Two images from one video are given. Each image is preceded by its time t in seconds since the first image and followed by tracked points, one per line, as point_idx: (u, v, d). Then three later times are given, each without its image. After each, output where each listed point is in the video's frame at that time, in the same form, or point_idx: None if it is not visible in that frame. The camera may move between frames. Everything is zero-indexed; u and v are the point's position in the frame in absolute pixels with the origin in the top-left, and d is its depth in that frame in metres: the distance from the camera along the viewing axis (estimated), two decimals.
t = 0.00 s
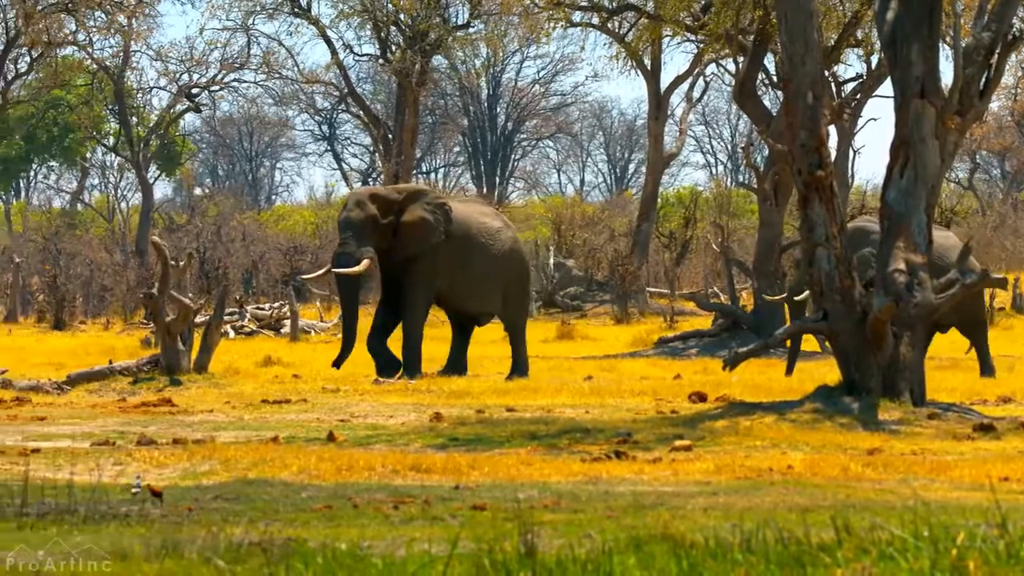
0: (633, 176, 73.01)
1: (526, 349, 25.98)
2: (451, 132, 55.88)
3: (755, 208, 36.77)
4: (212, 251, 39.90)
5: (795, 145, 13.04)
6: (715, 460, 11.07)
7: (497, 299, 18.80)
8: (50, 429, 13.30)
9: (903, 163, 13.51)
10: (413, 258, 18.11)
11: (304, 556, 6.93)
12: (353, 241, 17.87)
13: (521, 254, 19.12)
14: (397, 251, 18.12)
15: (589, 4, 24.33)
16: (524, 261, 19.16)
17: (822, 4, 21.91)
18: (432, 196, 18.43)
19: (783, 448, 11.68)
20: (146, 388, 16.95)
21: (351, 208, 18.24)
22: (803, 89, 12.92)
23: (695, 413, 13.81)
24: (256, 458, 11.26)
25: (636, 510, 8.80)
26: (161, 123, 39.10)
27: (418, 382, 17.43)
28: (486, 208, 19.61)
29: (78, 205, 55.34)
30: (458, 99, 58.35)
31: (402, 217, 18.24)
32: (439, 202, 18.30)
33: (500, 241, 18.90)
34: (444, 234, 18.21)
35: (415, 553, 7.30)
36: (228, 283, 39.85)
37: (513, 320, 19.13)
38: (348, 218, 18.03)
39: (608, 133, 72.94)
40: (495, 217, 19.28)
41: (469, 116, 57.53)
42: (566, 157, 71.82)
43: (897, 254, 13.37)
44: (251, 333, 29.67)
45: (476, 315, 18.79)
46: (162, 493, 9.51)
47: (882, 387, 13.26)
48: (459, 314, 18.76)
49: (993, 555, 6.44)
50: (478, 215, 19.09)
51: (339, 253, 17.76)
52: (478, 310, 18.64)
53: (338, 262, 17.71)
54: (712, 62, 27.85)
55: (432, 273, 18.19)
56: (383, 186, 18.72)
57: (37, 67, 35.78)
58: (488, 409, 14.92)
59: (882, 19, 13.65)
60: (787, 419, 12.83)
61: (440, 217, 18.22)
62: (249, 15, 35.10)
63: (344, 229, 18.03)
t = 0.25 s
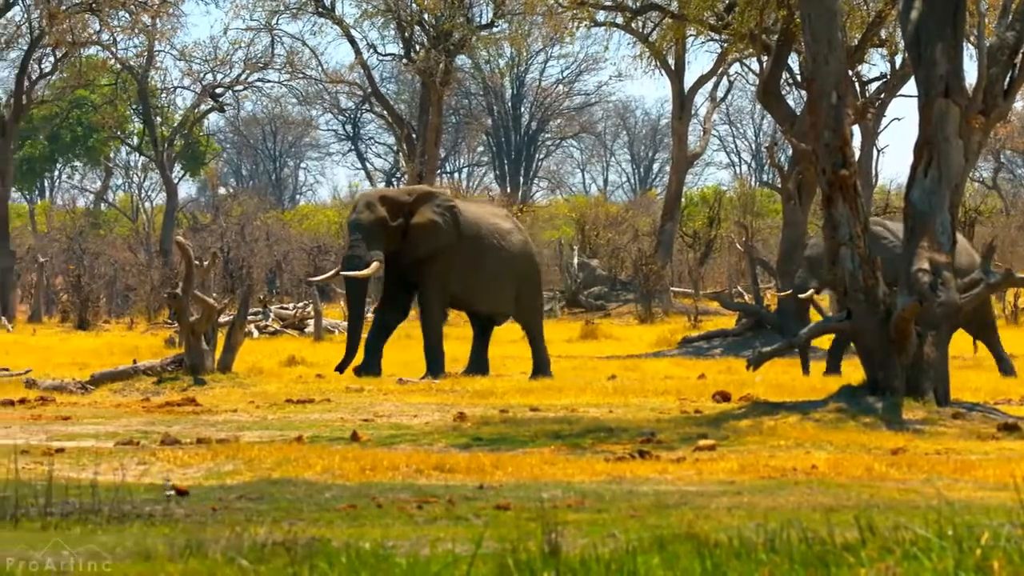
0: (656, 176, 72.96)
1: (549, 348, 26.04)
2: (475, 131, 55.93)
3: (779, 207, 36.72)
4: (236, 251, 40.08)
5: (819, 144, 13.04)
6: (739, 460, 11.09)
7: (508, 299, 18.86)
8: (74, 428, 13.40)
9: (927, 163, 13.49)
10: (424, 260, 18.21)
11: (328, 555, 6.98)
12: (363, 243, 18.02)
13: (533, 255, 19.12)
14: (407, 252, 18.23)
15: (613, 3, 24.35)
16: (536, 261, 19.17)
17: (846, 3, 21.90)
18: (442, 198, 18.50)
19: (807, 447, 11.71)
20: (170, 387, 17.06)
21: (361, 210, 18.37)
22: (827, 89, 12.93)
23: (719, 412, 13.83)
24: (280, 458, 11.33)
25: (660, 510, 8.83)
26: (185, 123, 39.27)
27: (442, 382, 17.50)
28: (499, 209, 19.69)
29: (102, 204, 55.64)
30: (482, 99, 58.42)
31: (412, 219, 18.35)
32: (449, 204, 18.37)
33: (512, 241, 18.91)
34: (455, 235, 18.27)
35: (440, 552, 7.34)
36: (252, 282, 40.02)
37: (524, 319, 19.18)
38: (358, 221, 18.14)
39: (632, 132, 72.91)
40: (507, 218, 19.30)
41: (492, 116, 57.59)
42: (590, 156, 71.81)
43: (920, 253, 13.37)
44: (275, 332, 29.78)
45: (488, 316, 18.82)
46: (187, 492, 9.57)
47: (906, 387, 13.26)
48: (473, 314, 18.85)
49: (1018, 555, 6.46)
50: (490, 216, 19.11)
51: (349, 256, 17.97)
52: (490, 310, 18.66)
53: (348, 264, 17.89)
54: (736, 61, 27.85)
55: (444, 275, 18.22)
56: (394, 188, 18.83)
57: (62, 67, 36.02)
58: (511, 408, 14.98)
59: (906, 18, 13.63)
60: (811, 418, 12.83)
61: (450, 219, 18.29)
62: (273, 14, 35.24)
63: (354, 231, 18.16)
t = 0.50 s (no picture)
0: (670, 175, 72.91)
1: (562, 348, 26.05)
2: (489, 131, 55.93)
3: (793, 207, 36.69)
4: (250, 251, 40.14)
5: (833, 144, 13.02)
6: (753, 459, 11.10)
7: (513, 298, 18.89)
8: (88, 427, 13.45)
9: (941, 162, 13.48)
10: (429, 261, 18.22)
11: (342, 555, 6.99)
12: (366, 246, 18.00)
13: (538, 254, 19.16)
14: (412, 254, 18.24)
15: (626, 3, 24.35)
16: (541, 260, 19.20)
17: (860, 3, 21.89)
18: (447, 199, 18.51)
19: (821, 447, 11.71)
20: (184, 387, 17.11)
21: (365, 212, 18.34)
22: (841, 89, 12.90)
23: (733, 412, 13.83)
24: (294, 457, 11.36)
25: (674, 509, 8.84)
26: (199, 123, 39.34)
27: (456, 381, 17.55)
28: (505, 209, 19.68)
29: (116, 204, 55.79)
30: (496, 99, 58.45)
31: (417, 220, 18.33)
32: (453, 205, 18.39)
33: (517, 241, 18.95)
34: (460, 236, 18.29)
35: (454, 552, 7.36)
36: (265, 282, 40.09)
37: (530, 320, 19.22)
38: (362, 223, 18.12)
39: (645, 132, 72.88)
40: (512, 218, 19.34)
41: (506, 115, 57.62)
42: (603, 155, 71.79)
43: (935, 253, 13.36)
44: (289, 332, 29.84)
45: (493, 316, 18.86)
46: (201, 492, 9.60)
47: (920, 386, 13.26)
48: (480, 313, 18.87)
49: None
50: (496, 216, 19.15)
51: (352, 259, 17.96)
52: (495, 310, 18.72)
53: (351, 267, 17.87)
54: (749, 60, 27.82)
55: (451, 276, 18.27)
56: (399, 189, 18.79)
57: (76, 66, 36.13)
58: (525, 407, 15.00)
59: (920, 18, 13.61)
60: (825, 418, 12.82)
61: (455, 220, 18.31)
62: (286, 14, 35.28)
63: (358, 233, 18.14)
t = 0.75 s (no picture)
0: (688, 174, 72.83)
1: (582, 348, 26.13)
2: (507, 130, 55.94)
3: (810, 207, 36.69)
4: (268, 251, 40.24)
5: (851, 144, 13.00)
6: (772, 458, 11.13)
7: (518, 297, 18.94)
8: (107, 427, 13.51)
9: (959, 163, 13.47)
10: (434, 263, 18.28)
11: (359, 554, 7.04)
12: (369, 250, 17.99)
13: (542, 253, 19.23)
14: (417, 256, 18.27)
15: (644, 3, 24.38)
16: (545, 259, 19.28)
17: (878, 3, 21.88)
18: (450, 201, 18.54)
19: (839, 446, 11.71)
20: (202, 386, 17.18)
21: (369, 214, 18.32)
22: (859, 88, 12.89)
23: (751, 412, 13.86)
24: (312, 457, 11.42)
25: (692, 509, 8.87)
26: (217, 122, 39.44)
27: (474, 381, 17.62)
28: (508, 207, 19.70)
29: (134, 204, 55.97)
30: (514, 98, 58.46)
31: (421, 222, 18.33)
32: (457, 207, 18.42)
33: (522, 241, 19.02)
34: (464, 238, 18.35)
35: (471, 552, 7.40)
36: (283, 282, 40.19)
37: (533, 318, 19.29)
38: (366, 225, 18.11)
39: (664, 132, 72.85)
40: (516, 217, 19.41)
41: (524, 115, 57.67)
42: (622, 155, 71.77)
43: (953, 252, 13.34)
44: (306, 331, 29.93)
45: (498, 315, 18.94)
46: (218, 491, 9.65)
47: (938, 386, 13.26)
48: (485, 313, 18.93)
49: None
50: (501, 215, 19.21)
51: (356, 262, 17.96)
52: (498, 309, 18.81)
53: (355, 269, 17.88)
54: (768, 60, 27.87)
55: (455, 277, 18.35)
56: (402, 191, 18.77)
57: (93, 66, 36.27)
58: (543, 407, 15.04)
59: (938, 17, 13.58)
60: (843, 417, 12.84)
61: (459, 223, 18.36)
62: (304, 14, 35.35)
63: (362, 236, 18.13)
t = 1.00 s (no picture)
0: (704, 174, 72.80)
1: (598, 348, 26.19)
2: (522, 129, 55.97)
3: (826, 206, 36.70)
4: (284, 250, 40.36)
5: (866, 143, 13.02)
6: (787, 458, 11.17)
7: (518, 295, 19.04)
8: (124, 426, 13.60)
9: (974, 162, 13.49)
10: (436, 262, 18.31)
11: (374, 553, 7.11)
12: (370, 251, 17.92)
13: (542, 252, 19.35)
14: (419, 255, 18.28)
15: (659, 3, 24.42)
16: (544, 257, 19.41)
17: (894, 3, 21.89)
18: (453, 199, 18.52)
19: (854, 446, 11.75)
20: (218, 386, 17.28)
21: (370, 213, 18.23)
22: (874, 87, 12.90)
23: (766, 411, 13.90)
24: (327, 456, 11.49)
25: (707, 508, 8.92)
26: (232, 122, 39.56)
27: (490, 380, 17.70)
28: (505, 205, 19.71)
29: (149, 203, 56.15)
30: (529, 98, 58.51)
31: (424, 221, 18.30)
32: (460, 206, 18.42)
33: (523, 240, 19.13)
34: (467, 237, 18.39)
35: (487, 551, 7.46)
36: (299, 281, 40.32)
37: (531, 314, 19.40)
38: (368, 225, 18.03)
39: (679, 131, 72.85)
40: (516, 214, 19.48)
41: (540, 115, 57.73)
42: (637, 154, 71.78)
43: (968, 251, 13.38)
44: (322, 331, 30.02)
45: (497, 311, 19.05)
46: (234, 491, 9.72)
47: (953, 386, 13.31)
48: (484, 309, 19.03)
49: None
50: (501, 213, 19.28)
51: (358, 263, 17.87)
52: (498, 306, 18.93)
53: (357, 271, 17.79)
54: (784, 59, 27.90)
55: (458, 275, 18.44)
56: (403, 188, 18.67)
57: (109, 65, 36.39)
58: (558, 406, 15.10)
59: (953, 17, 13.61)
60: (858, 417, 12.88)
61: (462, 222, 18.37)
62: (320, 14, 35.43)
63: (363, 235, 18.05)
